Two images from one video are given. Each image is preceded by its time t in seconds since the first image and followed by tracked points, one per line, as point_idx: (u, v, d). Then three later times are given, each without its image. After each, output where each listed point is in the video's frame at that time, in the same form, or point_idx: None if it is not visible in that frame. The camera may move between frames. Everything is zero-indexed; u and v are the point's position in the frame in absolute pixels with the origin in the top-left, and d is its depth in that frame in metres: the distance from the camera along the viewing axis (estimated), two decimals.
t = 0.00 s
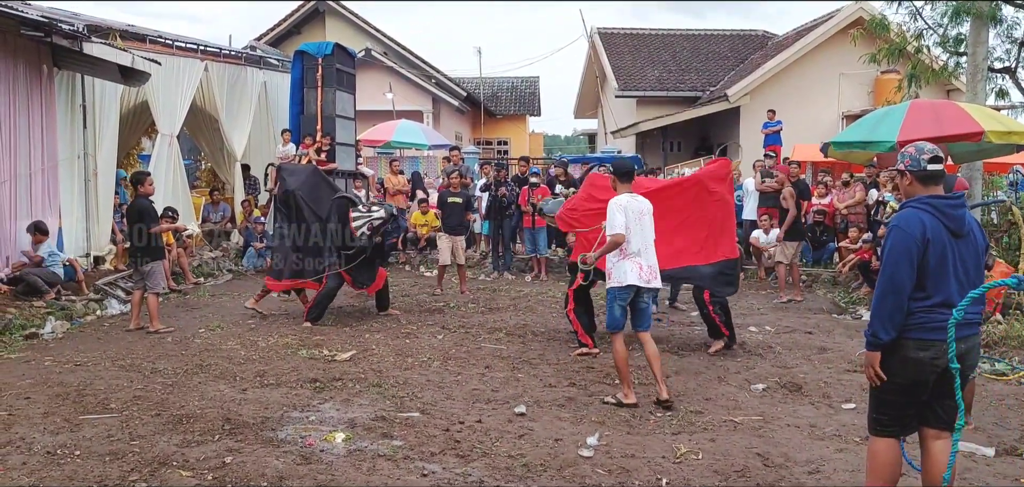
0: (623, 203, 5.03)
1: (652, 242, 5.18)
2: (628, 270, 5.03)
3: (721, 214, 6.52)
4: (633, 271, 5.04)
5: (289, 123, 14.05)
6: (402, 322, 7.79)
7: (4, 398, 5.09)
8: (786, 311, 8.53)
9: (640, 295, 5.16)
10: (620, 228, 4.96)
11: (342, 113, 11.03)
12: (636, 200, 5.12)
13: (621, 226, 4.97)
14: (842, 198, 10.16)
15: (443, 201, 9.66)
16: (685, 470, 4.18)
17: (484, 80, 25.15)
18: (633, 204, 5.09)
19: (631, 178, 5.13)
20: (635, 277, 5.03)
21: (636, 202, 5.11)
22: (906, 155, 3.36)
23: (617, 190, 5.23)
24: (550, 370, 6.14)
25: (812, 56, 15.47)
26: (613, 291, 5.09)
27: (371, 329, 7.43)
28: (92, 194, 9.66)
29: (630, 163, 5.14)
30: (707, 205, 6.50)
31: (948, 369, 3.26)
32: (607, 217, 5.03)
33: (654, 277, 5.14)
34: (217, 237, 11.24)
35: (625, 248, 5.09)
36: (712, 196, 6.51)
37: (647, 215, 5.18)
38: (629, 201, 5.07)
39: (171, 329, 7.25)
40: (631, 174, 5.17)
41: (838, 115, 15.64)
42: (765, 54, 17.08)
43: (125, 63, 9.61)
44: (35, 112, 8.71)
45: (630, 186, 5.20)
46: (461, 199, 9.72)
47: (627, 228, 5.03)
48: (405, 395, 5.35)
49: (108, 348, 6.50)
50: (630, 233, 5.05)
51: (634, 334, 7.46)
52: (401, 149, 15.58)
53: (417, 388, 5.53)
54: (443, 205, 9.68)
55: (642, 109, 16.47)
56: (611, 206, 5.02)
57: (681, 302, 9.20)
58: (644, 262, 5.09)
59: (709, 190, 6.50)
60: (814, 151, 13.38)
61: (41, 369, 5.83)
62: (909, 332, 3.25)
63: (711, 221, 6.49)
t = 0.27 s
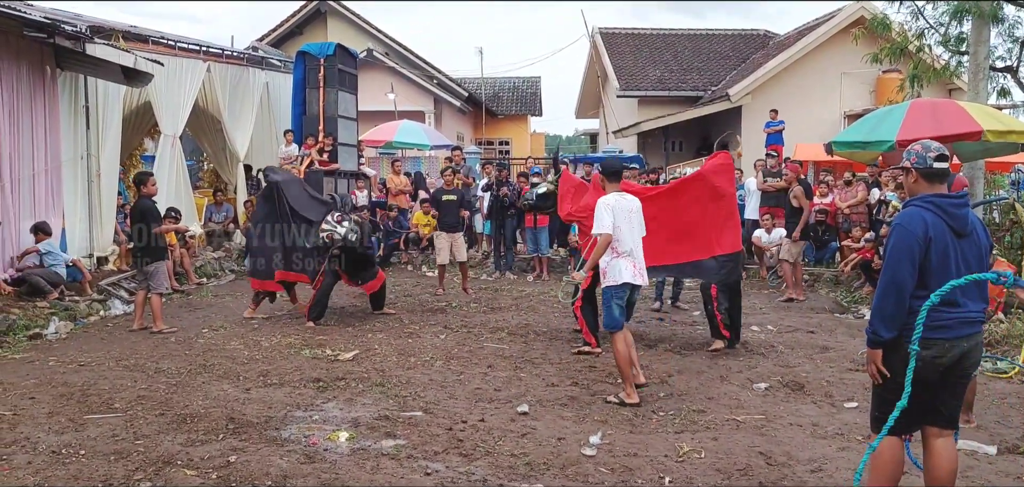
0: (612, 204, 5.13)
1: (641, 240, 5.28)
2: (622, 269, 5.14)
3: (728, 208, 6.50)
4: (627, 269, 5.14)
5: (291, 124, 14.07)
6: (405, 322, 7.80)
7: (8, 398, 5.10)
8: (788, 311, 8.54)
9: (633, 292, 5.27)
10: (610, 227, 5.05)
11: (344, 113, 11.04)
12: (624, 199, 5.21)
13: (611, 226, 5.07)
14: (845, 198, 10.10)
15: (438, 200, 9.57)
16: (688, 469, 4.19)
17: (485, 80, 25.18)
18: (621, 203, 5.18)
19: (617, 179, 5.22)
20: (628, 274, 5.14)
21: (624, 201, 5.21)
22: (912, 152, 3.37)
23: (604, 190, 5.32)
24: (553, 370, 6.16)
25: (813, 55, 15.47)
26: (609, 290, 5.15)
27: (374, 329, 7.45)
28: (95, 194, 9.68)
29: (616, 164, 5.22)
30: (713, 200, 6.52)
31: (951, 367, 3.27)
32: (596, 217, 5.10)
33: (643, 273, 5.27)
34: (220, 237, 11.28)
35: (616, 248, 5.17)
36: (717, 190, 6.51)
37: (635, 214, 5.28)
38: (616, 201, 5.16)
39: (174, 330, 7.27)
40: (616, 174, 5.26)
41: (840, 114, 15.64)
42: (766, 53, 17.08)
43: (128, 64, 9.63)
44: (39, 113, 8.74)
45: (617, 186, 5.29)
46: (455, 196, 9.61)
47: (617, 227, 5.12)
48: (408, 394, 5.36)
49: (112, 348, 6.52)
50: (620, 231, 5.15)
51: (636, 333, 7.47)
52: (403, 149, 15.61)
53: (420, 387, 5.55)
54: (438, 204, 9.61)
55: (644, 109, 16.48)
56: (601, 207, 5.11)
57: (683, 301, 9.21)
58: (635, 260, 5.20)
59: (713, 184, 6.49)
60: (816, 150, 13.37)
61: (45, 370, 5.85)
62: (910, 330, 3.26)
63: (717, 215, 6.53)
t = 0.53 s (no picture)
0: (602, 203, 5.14)
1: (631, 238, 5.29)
2: (616, 267, 5.16)
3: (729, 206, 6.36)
4: (620, 268, 5.16)
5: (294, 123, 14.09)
6: (408, 320, 7.82)
7: (13, 396, 5.12)
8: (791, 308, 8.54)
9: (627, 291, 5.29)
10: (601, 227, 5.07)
11: (347, 112, 11.06)
12: (614, 199, 5.22)
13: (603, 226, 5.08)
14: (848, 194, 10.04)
15: (438, 197, 9.54)
16: (691, 465, 4.20)
17: (488, 78, 25.20)
18: (611, 203, 5.19)
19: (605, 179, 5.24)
20: (622, 273, 5.16)
21: (614, 200, 5.21)
22: (918, 147, 3.37)
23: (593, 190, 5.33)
24: (556, 367, 6.17)
25: (816, 53, 15.46)
26: (604, 290, 5.18)
27: (377, 327, 7.46)
28: (98, 193, 9.70)
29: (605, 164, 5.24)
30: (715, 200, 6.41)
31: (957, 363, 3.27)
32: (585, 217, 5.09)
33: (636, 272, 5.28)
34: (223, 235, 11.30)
35: (608, 246, 5.18)
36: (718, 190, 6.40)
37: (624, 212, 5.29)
38: (606, 200, 5.16)
39: (178, 328, 7.28)
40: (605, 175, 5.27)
41: (843, 112, 15.62)
42: (769, 51, 17.07)
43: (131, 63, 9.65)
44: (42, 111, 8.75)
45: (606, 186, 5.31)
46: (455, 193, 9.59)
47: (608, 226, 5.13)
48: (411, 391, 5.38)
49: (116, 346, 6.53)
50: (612, 231, 5.16)
51: (639, 331, 7.48)
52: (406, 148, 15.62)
53: (424, 384, 5.56)
54: (438, 201, 9.60)
55: (646, 107, 16.48)
56: (591, 207, 5.12)
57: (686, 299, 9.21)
58: (627, 258, 5.22)
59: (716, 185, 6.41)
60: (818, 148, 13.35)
61: (50, 367, 5.87)
62: (915, 327, 3.27)
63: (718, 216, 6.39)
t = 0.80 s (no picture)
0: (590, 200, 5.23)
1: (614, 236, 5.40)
2: (602, 264, 5.24)
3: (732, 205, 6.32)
4: (605, 266, 5.25)
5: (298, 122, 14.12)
6: (411, 319, 7.83)
7: (18, 394, 5.13)
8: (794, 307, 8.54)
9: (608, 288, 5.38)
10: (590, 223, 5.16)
11: (351, 111, 11.08)
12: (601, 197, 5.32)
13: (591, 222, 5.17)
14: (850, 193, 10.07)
15: (442, 196, 9.63)
16: (694, 463, 4.20)
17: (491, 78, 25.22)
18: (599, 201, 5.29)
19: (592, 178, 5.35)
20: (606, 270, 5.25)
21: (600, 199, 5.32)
22: (922, 145, 3.37)
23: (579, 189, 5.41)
24: (559, 365, 6.17)
25: (820, 52, 15.44)
26: (589, 286, 5.24)
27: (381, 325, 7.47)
28: (103, 192, 9.73)
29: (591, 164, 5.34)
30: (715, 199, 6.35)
31: (961, 361, 3.27)
32: (574, 208, 5.22)
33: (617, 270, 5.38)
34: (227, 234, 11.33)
35: (593, 244, 5.26)
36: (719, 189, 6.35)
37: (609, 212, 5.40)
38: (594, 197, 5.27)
39: (182, 326, 7.30)
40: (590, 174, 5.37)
41: (847, 111, 15.60)
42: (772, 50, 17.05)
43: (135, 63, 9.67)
44: (47, 111, 8.78)
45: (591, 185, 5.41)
46: (459, 191, 9.65)
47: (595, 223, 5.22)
48: (415, 390, 5.39)
49: (120, 345, 6.55)
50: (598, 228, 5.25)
51: (642, 329, 7.48)
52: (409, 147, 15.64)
53: (427, 383, 5.57)
54: (441, 199, 9.65)
55: (649, 106, 16.48)
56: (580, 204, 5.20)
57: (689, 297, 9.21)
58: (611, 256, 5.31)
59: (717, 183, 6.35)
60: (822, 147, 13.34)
61: (55, 365, 5.89)
62: (921, 325, 3.26)
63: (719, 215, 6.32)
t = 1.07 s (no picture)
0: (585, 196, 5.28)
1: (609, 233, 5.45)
2: (598, 259, 5.29)
3: (736, 202, 6.41)
4: (600, 261, 5.30)
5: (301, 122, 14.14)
6: (416, 319, 7.84)
7: (24, 393, 5.15)
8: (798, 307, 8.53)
9: (604, 285, 5.43)
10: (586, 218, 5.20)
11: (355, 111, 11.10)
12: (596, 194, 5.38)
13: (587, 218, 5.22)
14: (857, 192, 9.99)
15: (443, 196, 9.63)
16: (699, 463, 4.21)
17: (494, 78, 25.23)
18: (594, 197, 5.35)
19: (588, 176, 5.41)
20: (602, 265, 5.30)
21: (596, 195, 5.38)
22: (926, 146, 3.37)
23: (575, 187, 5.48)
24: (563, 365, 6.18)
25: (823, 53, 15.42)
26: (584, 280, 5.29)
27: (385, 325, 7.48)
28: (108, 192, 9.76)
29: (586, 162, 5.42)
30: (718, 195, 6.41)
31: (968, 361, 3.27)
32: (574, 209, 5.22)
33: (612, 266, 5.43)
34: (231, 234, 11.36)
35: (589, 240, 5.30)
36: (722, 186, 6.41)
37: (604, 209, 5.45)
38: (589, 193, 5.32)
39: (187, 325, 7.32)
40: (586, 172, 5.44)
41: (850, 112, 15.59)
42: (776, 51, 17.04)
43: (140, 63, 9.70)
44: (52, 111, 8.81)
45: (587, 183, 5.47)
46: (460, 191, 9.59)
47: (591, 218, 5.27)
48: (419, 389, 5.40)
49: (126, 344, 6.57)
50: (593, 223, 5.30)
51: (646, 329, 7.48)
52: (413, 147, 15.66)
53: (431, 382, 5.57)
54: (443, 200, 9.64)
55: (653, 107, 16.48)
56: (575, 199, 5.26)
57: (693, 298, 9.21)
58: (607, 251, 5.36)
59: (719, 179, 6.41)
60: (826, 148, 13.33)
61: (60, 364, 5.91)
62: (929, 325, 3.26)
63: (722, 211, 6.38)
